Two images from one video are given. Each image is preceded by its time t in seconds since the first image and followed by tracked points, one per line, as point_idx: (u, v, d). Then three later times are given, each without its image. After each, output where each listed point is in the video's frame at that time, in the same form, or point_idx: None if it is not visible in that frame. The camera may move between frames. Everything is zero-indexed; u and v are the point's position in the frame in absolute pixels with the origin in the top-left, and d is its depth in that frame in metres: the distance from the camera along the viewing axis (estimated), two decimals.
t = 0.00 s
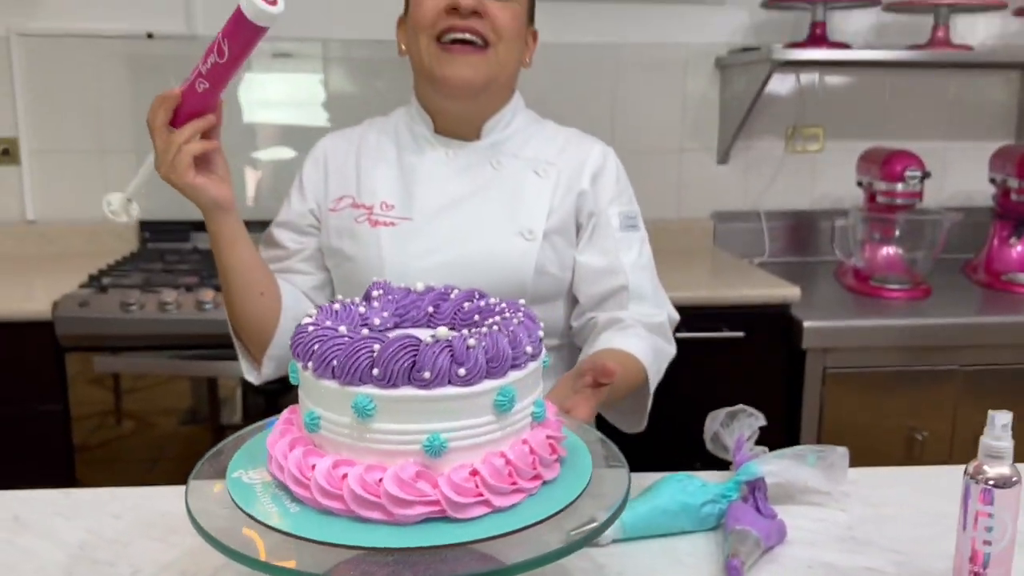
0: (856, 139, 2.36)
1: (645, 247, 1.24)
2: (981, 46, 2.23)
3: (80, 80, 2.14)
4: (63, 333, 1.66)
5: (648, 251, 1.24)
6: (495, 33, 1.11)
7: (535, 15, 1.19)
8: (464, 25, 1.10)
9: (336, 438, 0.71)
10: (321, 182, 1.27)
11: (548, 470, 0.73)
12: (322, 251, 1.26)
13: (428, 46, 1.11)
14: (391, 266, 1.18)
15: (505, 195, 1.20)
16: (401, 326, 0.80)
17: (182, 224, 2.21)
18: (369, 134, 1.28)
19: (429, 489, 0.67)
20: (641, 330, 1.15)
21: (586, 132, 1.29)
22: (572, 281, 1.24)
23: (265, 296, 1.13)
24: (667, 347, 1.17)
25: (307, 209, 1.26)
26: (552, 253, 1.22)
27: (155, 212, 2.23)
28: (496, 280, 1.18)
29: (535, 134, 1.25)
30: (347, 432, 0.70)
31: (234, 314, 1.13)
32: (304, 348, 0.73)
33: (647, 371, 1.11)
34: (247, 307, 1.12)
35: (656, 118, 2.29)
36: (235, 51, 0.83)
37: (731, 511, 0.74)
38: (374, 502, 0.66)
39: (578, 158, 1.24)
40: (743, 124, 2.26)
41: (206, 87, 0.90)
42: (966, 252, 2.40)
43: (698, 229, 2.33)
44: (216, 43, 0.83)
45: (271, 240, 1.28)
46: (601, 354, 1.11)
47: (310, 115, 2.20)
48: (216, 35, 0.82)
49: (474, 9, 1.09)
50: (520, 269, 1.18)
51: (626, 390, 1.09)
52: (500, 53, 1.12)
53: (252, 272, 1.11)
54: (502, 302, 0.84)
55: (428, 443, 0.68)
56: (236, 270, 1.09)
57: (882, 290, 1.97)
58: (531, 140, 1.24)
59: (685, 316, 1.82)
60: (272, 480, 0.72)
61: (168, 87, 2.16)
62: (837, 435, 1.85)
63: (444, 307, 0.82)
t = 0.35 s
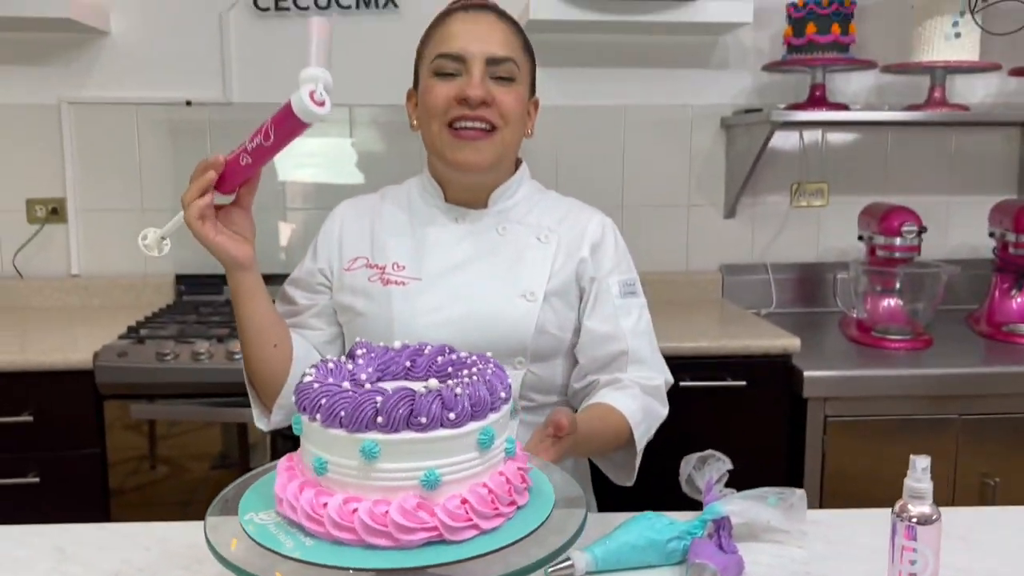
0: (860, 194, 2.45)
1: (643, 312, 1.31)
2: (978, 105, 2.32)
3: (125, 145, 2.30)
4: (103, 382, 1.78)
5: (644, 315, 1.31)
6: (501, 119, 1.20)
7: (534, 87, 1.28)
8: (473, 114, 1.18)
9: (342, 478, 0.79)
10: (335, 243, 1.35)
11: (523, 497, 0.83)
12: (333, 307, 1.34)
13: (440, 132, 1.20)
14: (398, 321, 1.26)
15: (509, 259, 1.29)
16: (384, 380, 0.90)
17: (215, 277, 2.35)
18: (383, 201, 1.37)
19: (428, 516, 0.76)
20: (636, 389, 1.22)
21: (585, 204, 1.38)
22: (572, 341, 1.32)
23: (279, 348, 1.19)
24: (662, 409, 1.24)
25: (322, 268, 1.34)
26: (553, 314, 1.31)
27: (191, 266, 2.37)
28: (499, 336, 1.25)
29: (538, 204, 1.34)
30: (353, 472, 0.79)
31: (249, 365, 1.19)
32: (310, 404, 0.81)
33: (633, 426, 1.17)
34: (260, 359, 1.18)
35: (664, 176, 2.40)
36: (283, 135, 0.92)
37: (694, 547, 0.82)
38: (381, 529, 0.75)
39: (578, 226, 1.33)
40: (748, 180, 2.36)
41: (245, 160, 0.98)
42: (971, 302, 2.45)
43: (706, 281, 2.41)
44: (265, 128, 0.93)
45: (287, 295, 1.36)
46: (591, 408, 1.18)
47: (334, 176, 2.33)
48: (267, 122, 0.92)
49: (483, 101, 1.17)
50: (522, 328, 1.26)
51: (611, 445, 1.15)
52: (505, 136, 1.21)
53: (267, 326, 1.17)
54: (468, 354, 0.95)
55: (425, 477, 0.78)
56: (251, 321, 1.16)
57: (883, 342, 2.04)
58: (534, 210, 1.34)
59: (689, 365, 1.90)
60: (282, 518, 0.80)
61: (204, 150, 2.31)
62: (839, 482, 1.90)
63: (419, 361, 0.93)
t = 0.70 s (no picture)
0: (867, 230, 2.51)
1: (634, 343, 1.39)
2: (982, 144, 2.39)
3: (157, 185, 2.40)
4: (136, 412, 1.86)
5: (635, 347, 1.39)
6: (491, 168, 1.20)
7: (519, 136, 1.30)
8: (464, 166, 1.19)
9: (399, 494, 0.82)
10: (330, 303, 1.35)
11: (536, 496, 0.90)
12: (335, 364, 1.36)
13: (432, 182, 1.20)
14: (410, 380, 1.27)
15: (510, 311, 1.32)
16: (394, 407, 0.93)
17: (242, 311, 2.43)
18: (371, 257, 1.37)
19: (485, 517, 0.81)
20: (633, 418, 1.31)
21: (570, 243, 1.44)
22: (571, 383, 1.37)
23: (290, 422, 1.19)
24: (655, 435, 1.33)
25: (319, 330, 1.35)
26: (554, 360, 1.35)
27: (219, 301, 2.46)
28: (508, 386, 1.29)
29: (526, 251, 1.38)
30: (412, 487, 0.82)
31: (258, 439, 1.18)
32: (362, 432, 0.84)
33: (630, 450, 1.25)
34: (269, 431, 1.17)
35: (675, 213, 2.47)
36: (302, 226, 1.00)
37: (694, 565, 0.87)
38: (448, 534, 0.79)
39: (569, 268, 1.38)
40: (757, 217, 2.43)
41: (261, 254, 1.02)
42: (979, 336, 2.50)
43: (717, 315, 2.47)
44: (286, 219, 0.99)
45: (284, 358, 1.36)
46: (590, 437, 1.25)
47: (358, 213, 2.42)
48: (290, 212, 0.98)
49: (472, 148, 1.18)
50: (529, 377, 1.30)
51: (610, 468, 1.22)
52: (494, 183, 1.21)
53: (272, 401, 1.17)
54: (462, 377, 1.01)
55: (476, 483, 0.83)
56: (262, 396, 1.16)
57: (891, 375, 2.09)
58: (523, 255, 1.37)
59: (700, 397, 1.95)
60: (334, 540, 0.80)
61: (233, 190, 2.41)
62: (848, 512, 1.94)
63: (420, 387, 0.97)
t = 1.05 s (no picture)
0: (865, 242, 2.59)
1: (613, 329, 1.46)
2: (976, 159, 2.47)
3: (180, 198, 2.50)
4: (162, 413, 1.94)
5: (614, 332, 1.45)
6: (465, 194, 1.21)
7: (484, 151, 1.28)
8: (438, 198, 1.19)
9: (445, 464, 0.78)
10: (327, 326, 1.35)
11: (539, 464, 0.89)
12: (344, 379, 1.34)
13: (410, 217, 1.21)
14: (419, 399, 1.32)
15: (501, 320, 1.36)
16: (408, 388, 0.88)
17: (260, 319, 2.52)
18: (358, 278, 1.37)
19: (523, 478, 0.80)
20: (621, 395, 1.37)
21: (541, 241, 1.48)
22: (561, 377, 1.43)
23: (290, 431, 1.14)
24: (641, 411, 1.39)
25: (325, 352, 1.33)
26: (547, 359, 1.40)
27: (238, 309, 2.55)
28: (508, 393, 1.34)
29: (505, 256, 1.40)
30: (457, 459, 0.78)
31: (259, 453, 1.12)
32: (406, 413, 0.78)
33: (621, 427, 1.30)
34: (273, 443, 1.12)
35: (678, 226, 2.56)
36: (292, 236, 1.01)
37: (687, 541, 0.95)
38: (498, 494, 0.77)
39: (547, 269, 1.42)
40: (758, 229, 2.51)
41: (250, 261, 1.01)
42: (975, 344, 2.57)
43: (719, 325, 2.55)
44: (278, 226, 1.00)
45: (290, 380, 1.33)
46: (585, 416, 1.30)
47: (372, 225, 2.51)
48: (282, 220, 0.99)
49: (446, 180, 1.18)
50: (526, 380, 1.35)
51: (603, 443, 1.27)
52: (470, 207, 1.22)
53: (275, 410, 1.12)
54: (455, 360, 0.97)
55: (512, 449, 0.81)
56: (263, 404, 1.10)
57: (887, 381, 2.17)
58: (504, 261, 1.40)
59: (702, 401, 2.03)
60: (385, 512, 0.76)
61: (252, 202, 2.51)
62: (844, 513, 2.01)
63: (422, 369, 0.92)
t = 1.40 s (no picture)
0: (861, 242, 2.66)
1: (590, 308, 1.47)
2: (969, 161, 2.54)
3: (197, 199, 2.59)
4: (181, 404, 2.03)
5: (593, 310, 1.47)
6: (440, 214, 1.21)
7: (457, 156, 1.27)
8: (415, 223, 1.20)
9: (458, 435, 0.84)
10: (324, 326, 1.33)
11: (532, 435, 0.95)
12: (346, 376, 1.32)
13: (389, 238, 1.22)
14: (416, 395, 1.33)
15: (488, 311, 1.36)
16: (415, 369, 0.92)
17: (274, 314, 2.60)
18: (348, 278, 1.35)
19: (526, 444, 0.86)
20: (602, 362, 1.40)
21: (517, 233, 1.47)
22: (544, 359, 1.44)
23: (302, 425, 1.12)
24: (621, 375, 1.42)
25: (326, 351, 1.31)
26: (531, 343, 1.41)
27: (253, 305, 2.64)
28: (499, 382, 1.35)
29: (484, 247, 1.40)
30: (469, 429, 0.84)
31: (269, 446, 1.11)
32: (422, 388, 0.83)
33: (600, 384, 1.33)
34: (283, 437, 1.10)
35: (679, 225, 2.64)
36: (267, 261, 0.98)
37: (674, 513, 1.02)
38: (506, 460, 0.83)
39: (526, 260, 1.42)
40: (756, 229, 2.59)
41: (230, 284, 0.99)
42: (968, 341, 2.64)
43: (718, 322, 2.63)
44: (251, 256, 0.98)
45: (291, 380, 1.30)
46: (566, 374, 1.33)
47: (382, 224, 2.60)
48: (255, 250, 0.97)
49: (422, 206, 1.18)
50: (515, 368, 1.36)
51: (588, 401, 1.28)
52: (447, 222, 1.24)
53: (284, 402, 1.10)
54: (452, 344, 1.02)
55: (515, 420, 0.87)
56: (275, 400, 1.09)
57: (880, 376, 2.24)
58: (484, 254, 1.39)
59: (700, 393, 2.10)
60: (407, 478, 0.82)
61: (267, 202, 2.60)
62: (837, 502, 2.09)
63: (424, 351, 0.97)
